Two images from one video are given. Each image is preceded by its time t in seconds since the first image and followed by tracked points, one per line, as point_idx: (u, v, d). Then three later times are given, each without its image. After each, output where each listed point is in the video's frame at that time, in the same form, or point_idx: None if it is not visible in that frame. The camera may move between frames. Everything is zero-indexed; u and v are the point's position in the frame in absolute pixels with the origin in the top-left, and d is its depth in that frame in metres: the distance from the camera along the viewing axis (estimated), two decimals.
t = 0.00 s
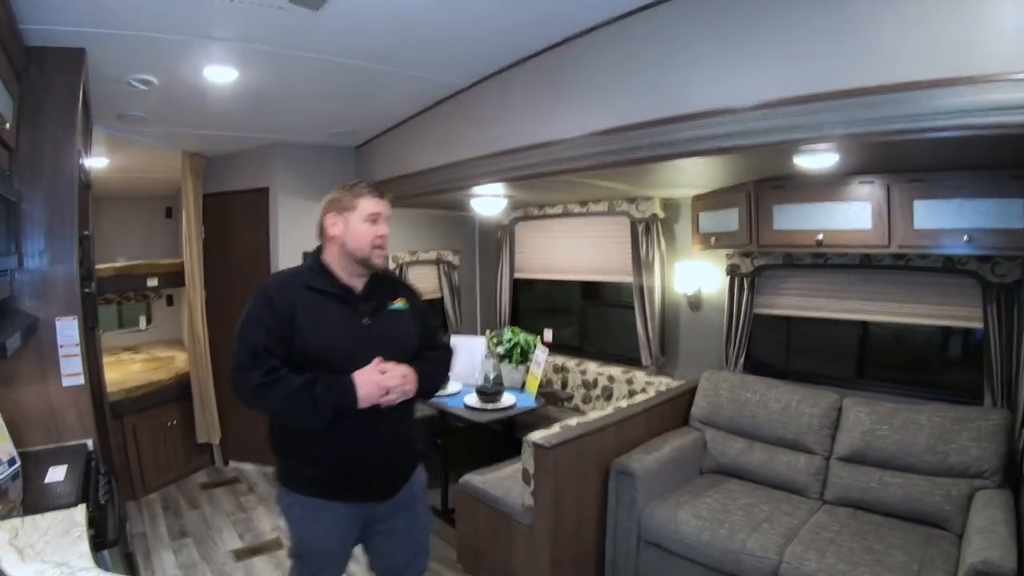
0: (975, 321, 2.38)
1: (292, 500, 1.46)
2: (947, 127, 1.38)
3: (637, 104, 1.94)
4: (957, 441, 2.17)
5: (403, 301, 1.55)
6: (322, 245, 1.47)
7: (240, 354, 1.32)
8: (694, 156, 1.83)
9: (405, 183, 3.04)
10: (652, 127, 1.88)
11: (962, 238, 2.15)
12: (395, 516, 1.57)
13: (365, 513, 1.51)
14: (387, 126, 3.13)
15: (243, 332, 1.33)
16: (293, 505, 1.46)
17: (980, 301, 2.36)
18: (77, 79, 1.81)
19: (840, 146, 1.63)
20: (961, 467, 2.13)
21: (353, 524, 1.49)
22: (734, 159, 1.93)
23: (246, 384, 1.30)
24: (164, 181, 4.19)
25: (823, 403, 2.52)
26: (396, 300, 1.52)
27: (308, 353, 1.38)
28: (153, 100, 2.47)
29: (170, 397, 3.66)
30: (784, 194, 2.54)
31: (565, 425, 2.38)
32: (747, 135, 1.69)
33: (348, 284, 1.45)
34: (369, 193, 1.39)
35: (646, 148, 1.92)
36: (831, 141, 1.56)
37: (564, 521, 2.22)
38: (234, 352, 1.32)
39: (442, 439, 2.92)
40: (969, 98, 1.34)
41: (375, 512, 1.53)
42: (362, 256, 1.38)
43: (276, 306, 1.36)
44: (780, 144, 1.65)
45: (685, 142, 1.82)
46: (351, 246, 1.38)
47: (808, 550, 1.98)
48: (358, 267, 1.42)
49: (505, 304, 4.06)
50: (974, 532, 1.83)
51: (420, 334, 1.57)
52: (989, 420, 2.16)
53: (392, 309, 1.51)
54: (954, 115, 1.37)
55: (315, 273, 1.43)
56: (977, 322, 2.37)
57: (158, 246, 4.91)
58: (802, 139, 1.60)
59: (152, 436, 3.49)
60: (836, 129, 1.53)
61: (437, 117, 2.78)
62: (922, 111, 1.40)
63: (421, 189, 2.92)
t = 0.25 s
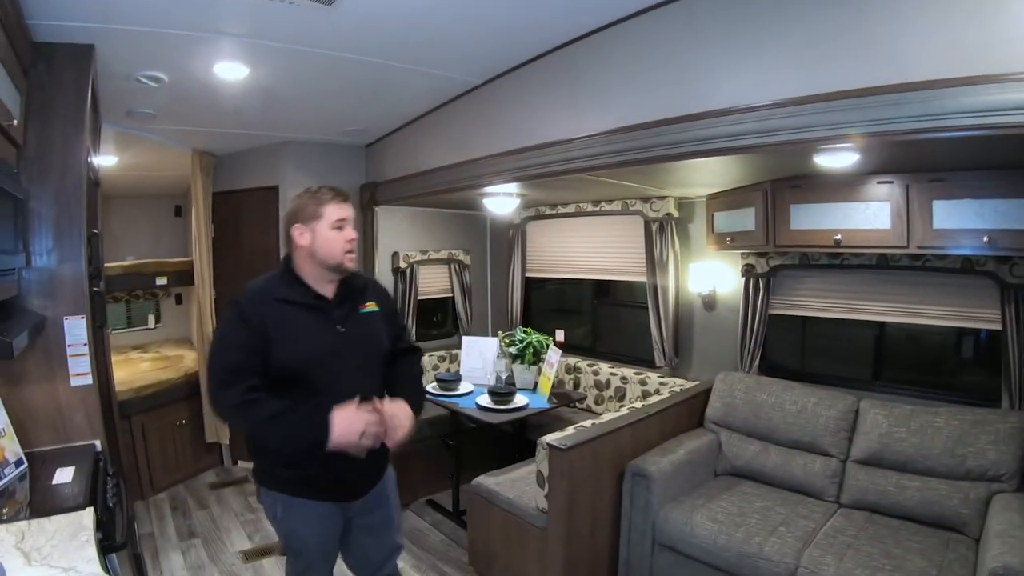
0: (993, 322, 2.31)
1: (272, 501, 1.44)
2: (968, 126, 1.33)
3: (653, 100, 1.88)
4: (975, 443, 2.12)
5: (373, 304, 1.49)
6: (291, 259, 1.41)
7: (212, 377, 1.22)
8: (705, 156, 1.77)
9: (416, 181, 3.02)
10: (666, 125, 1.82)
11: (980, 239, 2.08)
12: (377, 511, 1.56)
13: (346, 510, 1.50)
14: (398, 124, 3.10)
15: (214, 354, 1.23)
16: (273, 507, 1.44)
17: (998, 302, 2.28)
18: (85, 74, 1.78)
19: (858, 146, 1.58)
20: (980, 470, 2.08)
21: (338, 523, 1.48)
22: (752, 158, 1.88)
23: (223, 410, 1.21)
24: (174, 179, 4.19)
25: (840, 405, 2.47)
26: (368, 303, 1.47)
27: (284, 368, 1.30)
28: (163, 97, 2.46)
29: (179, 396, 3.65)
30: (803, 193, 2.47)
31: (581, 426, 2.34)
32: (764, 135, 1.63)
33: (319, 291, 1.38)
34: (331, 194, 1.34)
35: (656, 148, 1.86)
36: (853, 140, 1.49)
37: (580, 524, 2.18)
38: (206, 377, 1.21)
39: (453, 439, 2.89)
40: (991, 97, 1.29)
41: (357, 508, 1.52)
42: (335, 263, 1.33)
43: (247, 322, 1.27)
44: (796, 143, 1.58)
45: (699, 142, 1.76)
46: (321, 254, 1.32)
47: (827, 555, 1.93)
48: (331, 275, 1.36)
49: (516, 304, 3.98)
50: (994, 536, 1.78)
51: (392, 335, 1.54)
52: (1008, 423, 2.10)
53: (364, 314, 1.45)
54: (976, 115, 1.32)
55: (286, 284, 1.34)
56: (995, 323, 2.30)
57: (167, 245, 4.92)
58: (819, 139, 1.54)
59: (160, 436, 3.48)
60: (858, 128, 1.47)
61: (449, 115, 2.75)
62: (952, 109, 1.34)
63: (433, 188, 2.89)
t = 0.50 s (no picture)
0: (1011, 322, 2.23)
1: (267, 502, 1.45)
2: (992, 121, 1.29)
3: (667, 95, 1.83)
4: (991, 446, 2.06)
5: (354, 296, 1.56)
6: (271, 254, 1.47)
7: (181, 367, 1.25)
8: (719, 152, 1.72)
9: (426, 180, 2.99)
10: (682, 121, 1.77)
11: (999, 237, 2.02)
12: (374, 493, 1.59)
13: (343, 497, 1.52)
14: (409, 121, 3.08)
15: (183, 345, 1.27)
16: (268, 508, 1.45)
17: (1017, 302, 2.21)
18: (91, 69, 1.76)
19: (878, 141, 1.53)
20: (997, 473, 2.02)
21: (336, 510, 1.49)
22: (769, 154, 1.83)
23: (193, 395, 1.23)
24: (182, 178, 4.19)
25: (855, 406, 2.42)
26: (348, 295, 1.54)
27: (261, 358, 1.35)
28: (170, 93, 2.44)
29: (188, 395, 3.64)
30: (819, 190, 2.41)
31: (593, 428, 2.30)
32: (783, 131, 1.58)
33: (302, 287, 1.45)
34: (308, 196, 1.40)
35: (671, 145, 1.82)
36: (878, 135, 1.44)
37: (592, 527, 2.14)
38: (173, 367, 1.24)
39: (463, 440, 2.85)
40: (1017, 90, 1.25)
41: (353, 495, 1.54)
42: (312, 263, 1.39)
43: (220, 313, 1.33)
44: (817, 139, 1.53)
45: (714, 139, 1.71)
46: (300, 255, 1.38)
47: (843, 559, 1.89)
48: (310, 273, 1.42)
49: (528, 302, 3.94)
50: (1013, 540, 1.73)
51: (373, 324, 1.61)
52: None
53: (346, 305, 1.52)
54: (1003, 109, 1.27)
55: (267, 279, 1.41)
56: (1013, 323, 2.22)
57: (175, 243, 4.92)
58: (841, 133, 1.49)
59: (168, 435, 3.47)
60: (882, 122, 1.42)
61: (459, 111, 2.72)
62: (974, 104, 1.30)
63: (443, 186, 2.86)
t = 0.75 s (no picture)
0: None
1: (268, 492, 1.56)
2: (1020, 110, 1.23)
3: (683, 85, 1.78)
4: (1015, 450, 1.97)
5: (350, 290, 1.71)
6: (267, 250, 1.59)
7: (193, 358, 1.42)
8: (736, 145, 1.67)
9: (435, 175, 2.96)
10: (698, 112, 1.72)
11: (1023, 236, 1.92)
12: (367, 495, 1.72)
13: (339, 495, 1.65)
14: (418, 116, 3.04)
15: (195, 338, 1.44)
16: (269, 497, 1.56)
17: None
18: (93, 62, 1.74)
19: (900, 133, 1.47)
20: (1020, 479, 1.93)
21: (331, 507, 1.63)
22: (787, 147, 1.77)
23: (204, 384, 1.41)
24: (192, 174, 4.19)
25: (872, 408, 2.34)
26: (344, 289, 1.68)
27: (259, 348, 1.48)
28: (174, 88, 2.42)
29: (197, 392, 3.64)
30: (838, 185, 2.29)
31: (603, 428, 2.25)
32: (803, 122, 1.52)
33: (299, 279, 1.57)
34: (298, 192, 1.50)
35: (686, 137, 1.76)
36: (901, 127, 1.38)
37: (602, 531, 2.10)
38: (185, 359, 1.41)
39: (471, 440, 2.80)
40: None
41: (347, 493, 1.68)
42: (290, 255, 1.48)
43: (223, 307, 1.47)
44: (838, 131, 1.47)
45: (731, 130, 1.66)
46: (281, 247, 1.49)
47: (858, 566, 1.83)
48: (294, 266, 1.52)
49: (538, 298, 3.90)
50: None
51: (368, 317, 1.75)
52: None
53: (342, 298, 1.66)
54: None
55: (264, 273, 1.54)
56: None
57: (186, 240, 4.93)
58: (862, 125, 1.43)
59: (176, 433, 3.46)
60: (906, 113, 1.36)
61: (468, 106, 2.68)
62: (1000, 95, 1.25)
63: (452, 181, 2.82)
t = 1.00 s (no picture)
0: None
1: (261, 491, 1.56)
2: None
3: (693, 80, 1.73)
4: None
5: (350, 290, 1.70)
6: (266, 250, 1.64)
7: (189, 358, 1.46)
8: (746, 141, 1.62)
9: (441, 173, 2.93)
10: (707, 106, 1.67)
11: None
12: (360, 498, 1.72)
13: (334, 495, 1.63)
14: (424, 113, 3.00)
15: (190, 338, 1.47)
16: (262, 496, 1.55)
17: None
18: (90, 60, 1.72)
19: (918, 128, 1.40)
20: None
21: (327, 506, 1.61)
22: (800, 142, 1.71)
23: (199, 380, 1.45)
24: (200, 172, 4.19)
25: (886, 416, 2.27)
26: (343, 289, 1.67)
27: (253, 348, 1.49)
28: (176, 85, 2.41)
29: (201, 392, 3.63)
30: (852, 184, 2.21)
31: (607, 434, 2.20)
32: (815, 117, 1.47)
33: (292, 275, 1.58)
34: (285, 184, 1.57)
35: (694, 133, 1.72)
36: (918, 123, 1.31)
37: (603, 540, 2.05)
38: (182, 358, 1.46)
39: (474, 443, 2.75)
40: None
41: (343, 495, 1.66)
42: (277, 244, 1.53)
43: (219, 307, 1.49)
44: (852, 126, 1.41)
45: (740, 125, 1.61)
46: (269, 237, 1.54)
47: None
48: (285, 258, 1.56)
49: (547, 300, 3.88)
50: None
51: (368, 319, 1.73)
52: None
53: (341, 298, 1.65)
54: None
55: (262, 273, 1.56)
56: None
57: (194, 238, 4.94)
58: (877, 120, 1.37)
59: (181, 433, 3.45)
60: (924, 107, 1.30)
61: (475, 103, 2.65)
62: (1023, 87, 1.17)
63: (457, 178, 2.80)
